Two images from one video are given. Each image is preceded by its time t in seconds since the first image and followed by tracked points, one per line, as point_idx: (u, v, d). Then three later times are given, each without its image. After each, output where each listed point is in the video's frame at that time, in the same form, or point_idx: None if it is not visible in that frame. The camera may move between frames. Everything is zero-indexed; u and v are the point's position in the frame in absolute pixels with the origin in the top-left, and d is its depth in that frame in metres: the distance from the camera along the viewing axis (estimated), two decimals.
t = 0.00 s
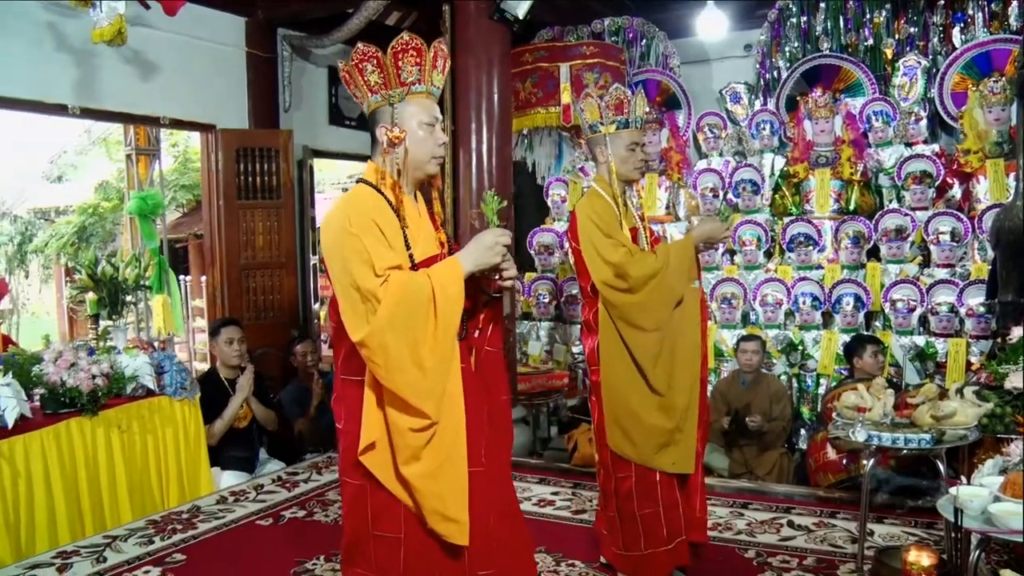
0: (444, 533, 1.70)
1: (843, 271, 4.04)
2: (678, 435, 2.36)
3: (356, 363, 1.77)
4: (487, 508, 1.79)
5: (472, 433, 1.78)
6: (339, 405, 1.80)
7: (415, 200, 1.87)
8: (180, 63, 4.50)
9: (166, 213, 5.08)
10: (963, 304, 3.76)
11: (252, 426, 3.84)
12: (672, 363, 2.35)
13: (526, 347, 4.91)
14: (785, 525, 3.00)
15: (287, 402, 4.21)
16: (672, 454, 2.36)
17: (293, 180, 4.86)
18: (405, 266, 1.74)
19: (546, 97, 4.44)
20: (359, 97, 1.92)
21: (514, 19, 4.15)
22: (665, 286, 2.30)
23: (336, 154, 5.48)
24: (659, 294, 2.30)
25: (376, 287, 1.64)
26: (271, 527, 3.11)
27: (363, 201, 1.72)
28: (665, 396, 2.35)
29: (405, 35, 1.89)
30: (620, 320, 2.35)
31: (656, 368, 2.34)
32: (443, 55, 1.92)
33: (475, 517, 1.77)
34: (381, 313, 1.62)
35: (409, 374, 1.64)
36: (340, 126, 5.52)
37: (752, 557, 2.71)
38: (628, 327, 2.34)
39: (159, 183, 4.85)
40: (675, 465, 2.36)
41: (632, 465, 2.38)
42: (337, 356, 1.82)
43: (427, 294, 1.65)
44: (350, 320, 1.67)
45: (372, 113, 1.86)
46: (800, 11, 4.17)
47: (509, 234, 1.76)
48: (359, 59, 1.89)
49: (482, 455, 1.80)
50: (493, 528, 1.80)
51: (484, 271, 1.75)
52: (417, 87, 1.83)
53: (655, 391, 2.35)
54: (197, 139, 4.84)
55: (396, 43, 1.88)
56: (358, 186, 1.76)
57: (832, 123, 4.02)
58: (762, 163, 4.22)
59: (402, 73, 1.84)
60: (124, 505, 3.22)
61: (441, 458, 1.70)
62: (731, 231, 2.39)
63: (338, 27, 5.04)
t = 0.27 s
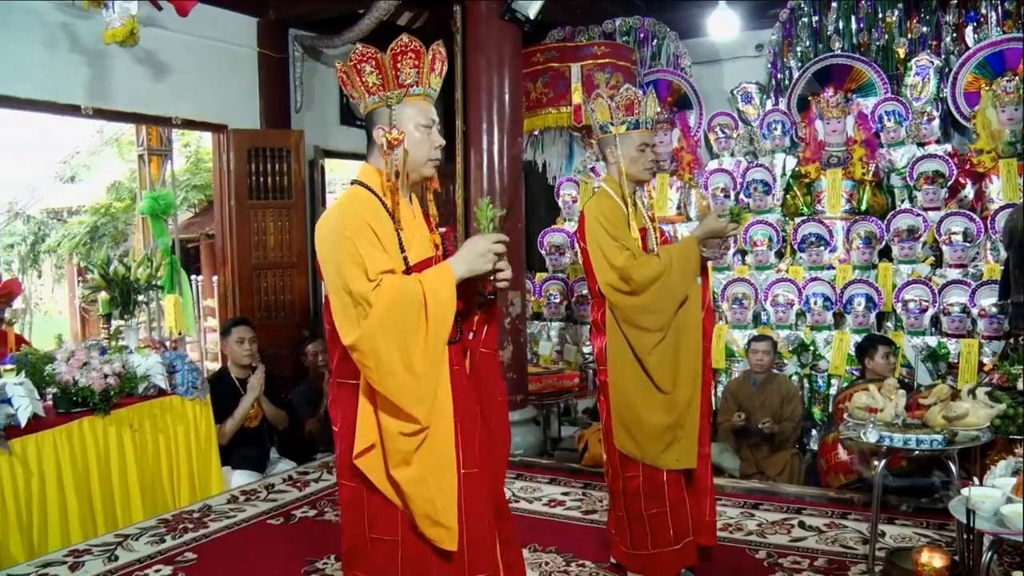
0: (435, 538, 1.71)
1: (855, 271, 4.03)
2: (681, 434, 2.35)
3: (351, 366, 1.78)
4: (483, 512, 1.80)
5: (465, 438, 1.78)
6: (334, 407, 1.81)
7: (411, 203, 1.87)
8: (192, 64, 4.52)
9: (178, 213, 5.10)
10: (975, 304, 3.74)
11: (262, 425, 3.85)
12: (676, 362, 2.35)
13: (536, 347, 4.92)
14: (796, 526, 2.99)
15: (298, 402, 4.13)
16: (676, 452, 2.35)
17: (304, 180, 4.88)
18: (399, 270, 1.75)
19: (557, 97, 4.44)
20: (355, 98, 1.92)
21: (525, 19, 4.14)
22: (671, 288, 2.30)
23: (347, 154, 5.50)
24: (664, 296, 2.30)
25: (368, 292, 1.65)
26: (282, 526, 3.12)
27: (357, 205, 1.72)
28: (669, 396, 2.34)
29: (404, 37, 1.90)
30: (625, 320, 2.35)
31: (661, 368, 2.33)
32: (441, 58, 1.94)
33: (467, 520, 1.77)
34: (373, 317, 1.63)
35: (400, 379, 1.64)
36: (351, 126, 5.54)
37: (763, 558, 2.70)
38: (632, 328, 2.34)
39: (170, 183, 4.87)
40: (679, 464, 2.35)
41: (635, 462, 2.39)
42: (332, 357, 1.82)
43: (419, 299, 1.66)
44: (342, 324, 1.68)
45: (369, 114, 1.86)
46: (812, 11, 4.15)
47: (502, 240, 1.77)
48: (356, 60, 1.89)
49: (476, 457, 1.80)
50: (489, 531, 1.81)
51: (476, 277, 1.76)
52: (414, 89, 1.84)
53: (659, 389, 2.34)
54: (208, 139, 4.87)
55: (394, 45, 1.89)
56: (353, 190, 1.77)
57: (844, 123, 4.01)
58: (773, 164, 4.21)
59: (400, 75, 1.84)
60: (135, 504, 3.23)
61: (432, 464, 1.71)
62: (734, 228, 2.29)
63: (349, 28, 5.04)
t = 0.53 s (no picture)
0: (424, 541, 1.72)
1: (859, 271, 4.02)
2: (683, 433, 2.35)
3: (345, 368, 1.78)
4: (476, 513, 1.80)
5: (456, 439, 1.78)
6: (329, 407, 1.81)
7: (403, 203, 1.88)
8: (197, 64, 4.53)
9: (183, 213, 5.11)
10: (980, 304, 3.73)
11: (266, 425, 3.85)
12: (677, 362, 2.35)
13: (540, 347, 4.93)
14: (800, 526, 2.99)
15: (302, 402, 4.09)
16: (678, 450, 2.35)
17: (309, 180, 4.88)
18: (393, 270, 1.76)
19: (561, 97, 4.44)
20: (346, 98, 1.91)
21: (529, 18, 4.14)
22: (671, 288, 2.29)
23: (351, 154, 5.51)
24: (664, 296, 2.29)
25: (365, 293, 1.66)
26: (285, 526, 3.12)
27: (352, 206, 1.72)
28: (669, 395, 2.34)
29: (396, 37, 1.88)
30: (625, 320, 2.35)
31: (661, 368, 2.34)
32: (431, 59, 1.94)
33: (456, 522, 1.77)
34: (370, 318, 1.64)
35: (396, 380, 1.66)
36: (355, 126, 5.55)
37: (767, 558, 2.70)
38: (632, 328, 2.34)
39: (175, 183, 4.88)
40: (681, 463, 2.35)
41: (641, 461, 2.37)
42: (326, 357, 1.82)
43: (415, 301, 1.67)
44: (336, 325, 1.69)
45: (360, 114, 1.85)
46: (817, 11, 4.15)
47: (494, 243, 1.78)
48: (349, 59, 1.87)
49: (469, 457, 1.80)
50: (481, 532, 1.81)
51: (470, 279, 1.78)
52: (407, 89, 1.85)
53: (660, 389, 2.34)
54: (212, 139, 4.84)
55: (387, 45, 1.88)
56: (347, 188, 1.77)
57: (848, 122, 4.01)
58: (778, 164, 4.21)
59: (393, 76, 1.84)
60: (140, 503, 3.24)
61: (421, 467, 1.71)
62: (734, 229, 2.27)
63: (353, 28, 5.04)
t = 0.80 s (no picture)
0: (428, 537, 1.72)
1: (861, 271, 4.02)
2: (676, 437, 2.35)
3: (342, 368, 1.78)
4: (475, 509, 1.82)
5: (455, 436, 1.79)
6: (328, 408, 1.82)
7: (398, 202, 1.89)
8: (199, 63, 4.53)
9: (185, 213, 5.12)
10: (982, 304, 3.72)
11: (268, 424, 3.85)
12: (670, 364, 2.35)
13: (542, 347, 4.93)
14: (802, 526, 2.99)
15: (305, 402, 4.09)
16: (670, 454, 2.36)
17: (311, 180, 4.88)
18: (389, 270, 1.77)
19: (564, 97, 4.44)
20: (342, 99, 1.92)
21: (531, 18, 4.14)
22: (657, 291, 2.29)
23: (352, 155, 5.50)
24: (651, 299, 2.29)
25: (361, 293, 1.67)
26: (287, 526, 3.12)
27: (347, 205, 1.73)
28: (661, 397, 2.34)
29: (392, 39, 1.91)
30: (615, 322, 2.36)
31: (650, 370, 2.35)
32: (426, 60, 1.95)
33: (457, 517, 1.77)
34: (367, 317, 1.65)
35: (394, 378, 1.66)
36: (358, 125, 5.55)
37: (769, 558, 2.70)
38: (622, 330, 2.35)
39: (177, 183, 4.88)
40: (670, 467, 2.35)
41: (631, 462, 2.39)
42: (323, 357, 1.82)
43: (411, 298, 1.68)
44: (333, 325, 1.69)
45: (355, 115, 1.87)
46: (819, 10, 4.15)
47: (489, 242, 1.79)
48: (345, 61, 1.88)
49: (467, 453, 1.81)
50: (479, 528, 1.82)
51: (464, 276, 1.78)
52: (401, 90, 1.86)
53: (650, 392, 2.35)
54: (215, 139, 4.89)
55: (382, 47, 1.91)
56: (342, 187, 1.77)
57: (850, 122, 4.01)
58: (780, 163, 4.20)
59: (387, 77, 1.85)
60: (142, 503, 3.24)
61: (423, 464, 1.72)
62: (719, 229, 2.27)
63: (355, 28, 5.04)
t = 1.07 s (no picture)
0: (426, 531, 1.74)
1: (864, 271, 4.02)
2: (648, 446, 2.41)
3: (339, 366, 1.78)
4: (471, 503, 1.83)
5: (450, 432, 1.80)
6: (324, 406, 1.82)
7: (390, 202, 1.89)
8: (201, 63, 4.53)
9: (187, 213, 5.12)
10: (985, 304, 3.72)
11: (270, 424, 3.85)
12: (647, 371, 2.39)
13: (544, 347, 4.93)
14: (804, 526, 2.98)
15: (306, 401, 4.11)
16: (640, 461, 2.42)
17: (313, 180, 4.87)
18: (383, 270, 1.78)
19: (566, 97, 4.44)
20: (333, 100, 1.90)
21: (533, 18, 4.13)
22: (628, 300, 2.34)
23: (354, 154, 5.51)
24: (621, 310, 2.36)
25: (354, 293, 1.68)
26: (289, 526, 3.12)
27: (341, 207, 1.74)
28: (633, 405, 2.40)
29: (382, 41, 1.87)
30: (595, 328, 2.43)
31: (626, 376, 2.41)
32: (417, 61, 1.94)
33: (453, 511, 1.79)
34: (362, 317, 1.66)
35: (387, 375, 1.67)
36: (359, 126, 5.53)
37: (771, 558, 2.69)
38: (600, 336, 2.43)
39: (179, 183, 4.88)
40: (635, 477, 2.43)
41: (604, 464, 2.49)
42: (319, 355, 1.82)
43: (405, 297, 1.69)
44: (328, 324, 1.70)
45: (348, 118, 1.85)
46: (821, 10, 4.14)
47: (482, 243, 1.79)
48: (336, 64, 1.86)
49: (461, 449, 1.82)
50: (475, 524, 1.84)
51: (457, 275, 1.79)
52: (394, 93, 1.85)
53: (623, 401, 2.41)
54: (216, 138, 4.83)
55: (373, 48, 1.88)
56: (336, 189, 1.78)
57: (853, 122, 4.00)
58: (782, 163, 4.20)
59: (380, 80, 1.84)
60: (145, 502, 3.24)
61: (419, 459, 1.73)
62: (696, 250, 2.25)
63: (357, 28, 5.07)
